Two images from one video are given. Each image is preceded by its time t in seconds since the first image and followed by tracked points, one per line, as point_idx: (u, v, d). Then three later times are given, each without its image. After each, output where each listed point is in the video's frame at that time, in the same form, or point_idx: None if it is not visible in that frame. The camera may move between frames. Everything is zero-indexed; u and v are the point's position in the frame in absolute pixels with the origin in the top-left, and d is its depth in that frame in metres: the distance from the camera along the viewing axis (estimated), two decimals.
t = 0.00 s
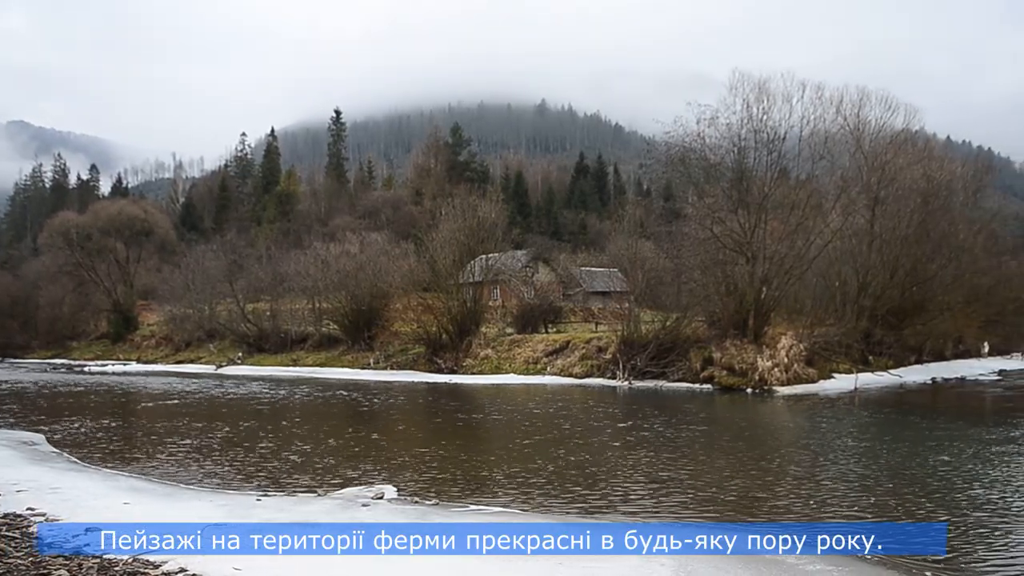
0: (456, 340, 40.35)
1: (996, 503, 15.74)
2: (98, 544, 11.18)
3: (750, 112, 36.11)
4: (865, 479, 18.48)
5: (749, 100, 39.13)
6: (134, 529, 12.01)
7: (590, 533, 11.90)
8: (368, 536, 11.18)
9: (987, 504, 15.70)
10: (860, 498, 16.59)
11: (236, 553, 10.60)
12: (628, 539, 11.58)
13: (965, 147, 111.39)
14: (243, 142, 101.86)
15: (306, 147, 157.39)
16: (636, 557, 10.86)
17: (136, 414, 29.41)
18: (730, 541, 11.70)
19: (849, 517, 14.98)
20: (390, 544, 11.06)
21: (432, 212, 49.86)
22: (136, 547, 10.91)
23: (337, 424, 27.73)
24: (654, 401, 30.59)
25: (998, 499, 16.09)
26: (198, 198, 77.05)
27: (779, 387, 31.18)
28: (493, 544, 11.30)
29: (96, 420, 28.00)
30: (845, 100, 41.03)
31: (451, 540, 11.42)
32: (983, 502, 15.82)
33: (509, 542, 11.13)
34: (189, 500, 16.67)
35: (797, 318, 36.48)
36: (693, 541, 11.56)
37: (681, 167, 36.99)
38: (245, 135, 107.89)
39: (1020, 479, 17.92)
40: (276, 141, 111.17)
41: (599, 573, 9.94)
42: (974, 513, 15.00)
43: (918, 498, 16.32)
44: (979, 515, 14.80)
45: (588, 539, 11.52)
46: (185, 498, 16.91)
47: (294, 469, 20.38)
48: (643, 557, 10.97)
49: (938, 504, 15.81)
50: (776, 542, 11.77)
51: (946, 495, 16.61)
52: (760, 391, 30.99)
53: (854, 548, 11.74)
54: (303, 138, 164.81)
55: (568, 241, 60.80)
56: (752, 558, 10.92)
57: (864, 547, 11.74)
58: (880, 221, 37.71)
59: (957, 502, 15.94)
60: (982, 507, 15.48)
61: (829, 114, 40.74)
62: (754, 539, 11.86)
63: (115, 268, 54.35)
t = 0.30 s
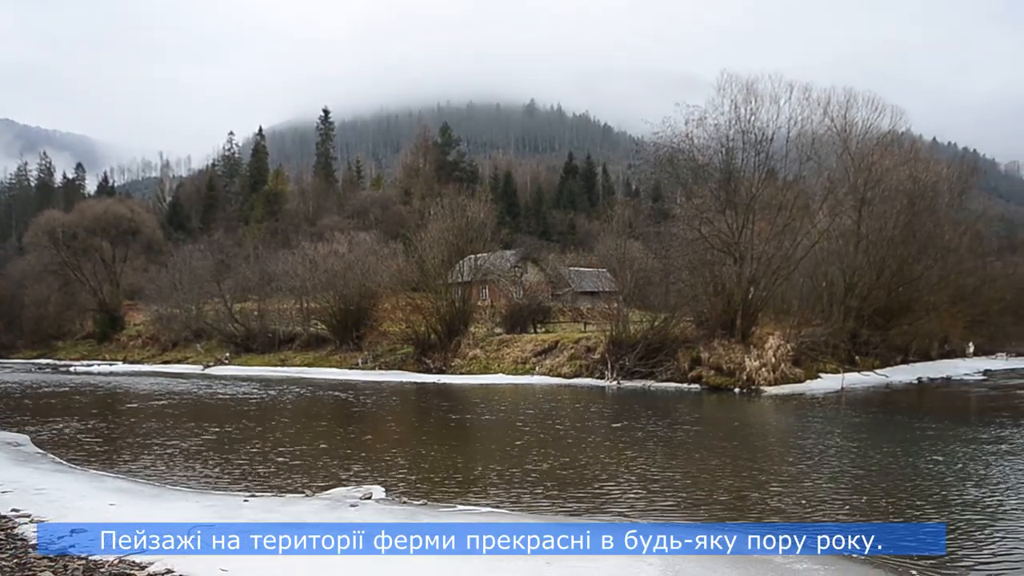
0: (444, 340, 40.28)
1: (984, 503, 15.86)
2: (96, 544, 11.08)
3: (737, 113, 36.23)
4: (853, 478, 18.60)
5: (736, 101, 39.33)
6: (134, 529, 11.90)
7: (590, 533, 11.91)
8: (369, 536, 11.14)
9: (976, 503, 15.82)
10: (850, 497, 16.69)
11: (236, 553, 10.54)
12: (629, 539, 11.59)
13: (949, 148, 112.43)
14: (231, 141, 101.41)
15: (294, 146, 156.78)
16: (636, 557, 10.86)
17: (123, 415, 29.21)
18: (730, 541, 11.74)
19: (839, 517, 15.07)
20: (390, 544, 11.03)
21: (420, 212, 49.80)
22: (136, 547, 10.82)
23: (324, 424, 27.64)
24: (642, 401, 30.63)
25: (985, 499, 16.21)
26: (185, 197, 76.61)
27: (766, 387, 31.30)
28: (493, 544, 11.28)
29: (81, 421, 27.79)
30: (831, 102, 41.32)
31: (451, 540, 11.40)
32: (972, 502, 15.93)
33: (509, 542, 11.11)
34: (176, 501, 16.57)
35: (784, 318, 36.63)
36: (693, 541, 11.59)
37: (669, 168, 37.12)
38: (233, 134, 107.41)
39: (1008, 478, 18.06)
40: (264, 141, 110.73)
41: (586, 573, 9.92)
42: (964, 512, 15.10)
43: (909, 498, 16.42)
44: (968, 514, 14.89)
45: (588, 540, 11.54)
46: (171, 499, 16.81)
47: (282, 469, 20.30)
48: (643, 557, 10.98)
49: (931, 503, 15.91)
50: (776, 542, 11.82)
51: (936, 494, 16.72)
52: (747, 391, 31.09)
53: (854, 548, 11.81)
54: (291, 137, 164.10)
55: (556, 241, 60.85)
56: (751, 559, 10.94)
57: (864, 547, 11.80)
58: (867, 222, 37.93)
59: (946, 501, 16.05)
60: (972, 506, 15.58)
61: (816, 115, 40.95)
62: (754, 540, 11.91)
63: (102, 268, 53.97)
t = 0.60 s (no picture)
0: (432, 340, 40.20)
1: (972, 501, 15.97)
2: (93, 544, 10.93)
3: (725, 114, 36.33)
4: (841, 477, 18.70)
5: (724, 102, 39.50)
6: (135, 528, 11.78)
7: (590, 532, 11.89)
8: (369, 536, 11.07)
9: (964, 502, 15.93)
10: (840, 497, 16.78)
11: (236, 553, 10.46)
12: (628, 539, 11.58)
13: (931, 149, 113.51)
14: (217, 140, 100.78)
15: (281, 145, 156.06)
16: (636, 556, 10.87)
17: (107, 415, 28.90)
18: (729, 541, 11.78)
19: (828, 516, 15.15)
20: (390, 544, 10.98)
21: (408, 211, 49.71)
22: (136, 547, 10.72)
23: (311, 424, 27.51)
24: (630, 401, 30.65)
25: (972, 497, 16.34)
26: (171, 195, 76.10)
27: (753, 387, 31.40)
28: (493, 544, 11.26)
29: (65, 422, 27.45)
30: (818, 103, 41.56)
31: (450, 540, 11.38)
32: (960, 501, 16.03)
33: (509, 542, 11.09)
34: (162, 502, 16.42)
35: (771, 318, 36.77)
36: (693, 541, 11.62)
37: (658, 168, 37.27)
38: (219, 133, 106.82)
39: (995, 477, 18.20)
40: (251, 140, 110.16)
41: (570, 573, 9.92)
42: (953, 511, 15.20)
43: (900, 497, 16.53)
44: (956, 513, 15.00)
45: (587, 539, 11.53)
46: (157, 499, 16.66)
47: (269, 470, 20.15)
48: (644, 556, 10.98)
49: (922, 502, 16.00)
50: (775, 542, 11.89)
51: (924, 493, 16.83)
52: (734, 391, 31.18)
53: (854, 548, 11.90)
54: (278, 136, 163.34)
55: (544, 241, 60.89)
56: (751, 558, 10.96)
57: (863, 547, 11.89)
58: (852, 223, 38.14)
59: (934, 500, 16.16)
60: (960, 505, 15.69)
61: (802, 117, 41.14)
62: (754, 539, 11.96)
63: (87, 267, 53.46)
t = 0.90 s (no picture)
0: (417, 340, 40.10)
1: (953, 500, 16.15)
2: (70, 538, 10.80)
3: (709, 116, 36.46)
4: (823, 476, 18.84)
5: (708, 103, 39.68)
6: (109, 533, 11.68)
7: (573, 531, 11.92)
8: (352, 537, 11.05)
9: (945, 501, 16.11)
10: (823, 495, 16.91)
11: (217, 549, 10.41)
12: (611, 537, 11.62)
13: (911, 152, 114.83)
14: (201, 138, 100.00)
15: (265, 144, 155.11)
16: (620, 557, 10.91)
17: (87, 416, 28.56)
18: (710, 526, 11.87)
19: (810, 515, 15.27)
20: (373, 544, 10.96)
21: (393, 211, 49.55)
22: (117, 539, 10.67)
23: (294, 424, 27.34)
24: (615, 401, 30.72)
25: (952, 496, 16.52)
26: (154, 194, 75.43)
27: (736, 387, 31.57)
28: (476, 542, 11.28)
29: (44, 423, 27.10)
30: (801, 104, 41.85)
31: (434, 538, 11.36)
32: (941, 500, 16.20)
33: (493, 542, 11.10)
34: (144, 503, 16.24)
35: (754, 318, 36.97)
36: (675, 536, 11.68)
37: (642, 168, 37.45)
38: (202, 132, 106.00)
39: (975, 476, 18.41)
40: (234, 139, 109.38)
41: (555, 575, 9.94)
42: (934, 510, 15.38)
43: (881, 496, 16.69)
44: (937, 512, 15.16)
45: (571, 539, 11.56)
46: (139, 501, 16.51)
47: (252, 471, 19.99)
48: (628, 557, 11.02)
49: (903, 501, 16.17)
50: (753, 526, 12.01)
51: (906, 492, 17.00)
52: (718, 391, 31.32)
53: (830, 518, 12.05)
54: (262, 135, 162.30)
55: (529, 241, 60.91)
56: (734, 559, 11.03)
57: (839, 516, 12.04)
58: (835, 224, 38.38)
59: (916, 499, 16.33)
60: (941, 504, 15.87)
61: (786, 118, 41.35)
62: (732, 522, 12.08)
63: (67, 266, 52.92)
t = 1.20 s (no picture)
0: (402, 340, 39.98)
1: (933, 499, 16.32)
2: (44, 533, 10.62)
3: (693, 116, 36.58)
4: (806, 475, 18.99)
5: (693, 103, 39.83)
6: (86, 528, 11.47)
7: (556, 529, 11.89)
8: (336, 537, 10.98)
9: (925, 499, 16.30)
10: (806, 494, 17.04)
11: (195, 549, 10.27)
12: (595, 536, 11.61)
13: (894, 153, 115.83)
14: (184, 136, 99.16)
15: (249, 143, 154.19)
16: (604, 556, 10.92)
17: (67, 417, 28.22)
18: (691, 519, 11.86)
19: (793, 514, 15.38)
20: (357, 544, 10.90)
21: (378, 210, 49.36)
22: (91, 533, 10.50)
23: (277, 425, 27.16)
24: (599, 401, 30.76)
25: (933, 494, 16.70)
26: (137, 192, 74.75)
27: (720, 386, 31.72)
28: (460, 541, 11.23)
29: (24, 423, 26.76)
30: (785, 106, 42.12)
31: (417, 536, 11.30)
32: (921, 498, 16.38)
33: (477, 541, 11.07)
34: (125, 504, 16.06)
35: (738, 317, 37.15)
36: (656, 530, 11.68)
37: (627, 169, 37.57)
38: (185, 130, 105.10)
39: (955, 474, 18.61)
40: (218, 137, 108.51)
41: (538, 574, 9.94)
42: (917, 508, 15.53)
43: (864, 495, 16.85)
44: (919, 511, 15.31)
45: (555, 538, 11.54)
46: (120, 501, 16.35)
47: (235, 471, 19.83)
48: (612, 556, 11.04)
49: (886, 500, 16.32)
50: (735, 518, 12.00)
51: (887, 491, 17.17)
52: (702, 390, 31.44)
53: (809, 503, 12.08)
54: (246, 133, 161.26)
55: (514, 241, 60.88)
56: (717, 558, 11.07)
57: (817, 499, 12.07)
58: (818, 224, 38.68)
59: (897, 498, 16.48)
60: (921, 502, 16.04)
61: (769, 119, 41.58)
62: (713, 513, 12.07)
63: (48, 265, 52.33)
